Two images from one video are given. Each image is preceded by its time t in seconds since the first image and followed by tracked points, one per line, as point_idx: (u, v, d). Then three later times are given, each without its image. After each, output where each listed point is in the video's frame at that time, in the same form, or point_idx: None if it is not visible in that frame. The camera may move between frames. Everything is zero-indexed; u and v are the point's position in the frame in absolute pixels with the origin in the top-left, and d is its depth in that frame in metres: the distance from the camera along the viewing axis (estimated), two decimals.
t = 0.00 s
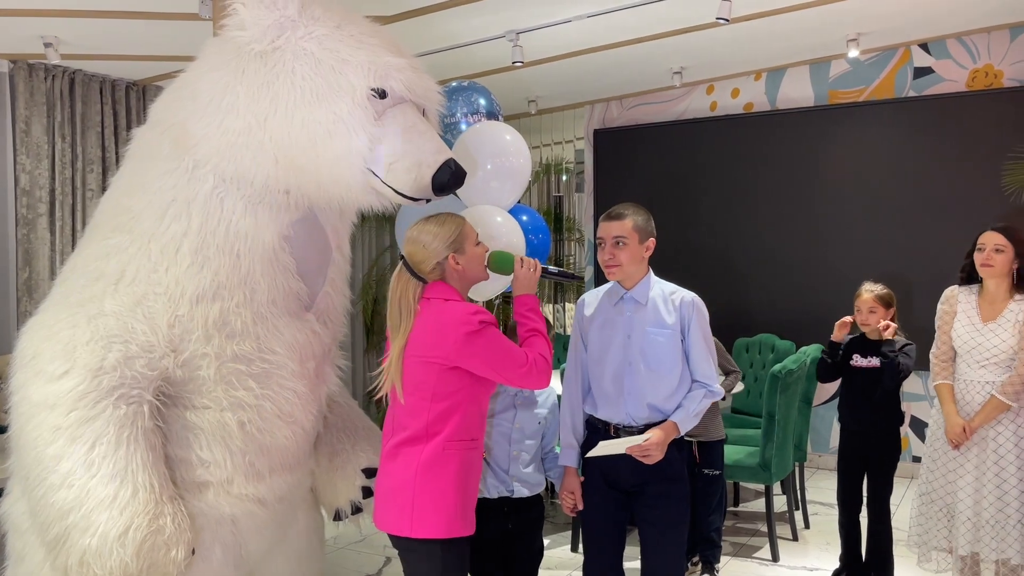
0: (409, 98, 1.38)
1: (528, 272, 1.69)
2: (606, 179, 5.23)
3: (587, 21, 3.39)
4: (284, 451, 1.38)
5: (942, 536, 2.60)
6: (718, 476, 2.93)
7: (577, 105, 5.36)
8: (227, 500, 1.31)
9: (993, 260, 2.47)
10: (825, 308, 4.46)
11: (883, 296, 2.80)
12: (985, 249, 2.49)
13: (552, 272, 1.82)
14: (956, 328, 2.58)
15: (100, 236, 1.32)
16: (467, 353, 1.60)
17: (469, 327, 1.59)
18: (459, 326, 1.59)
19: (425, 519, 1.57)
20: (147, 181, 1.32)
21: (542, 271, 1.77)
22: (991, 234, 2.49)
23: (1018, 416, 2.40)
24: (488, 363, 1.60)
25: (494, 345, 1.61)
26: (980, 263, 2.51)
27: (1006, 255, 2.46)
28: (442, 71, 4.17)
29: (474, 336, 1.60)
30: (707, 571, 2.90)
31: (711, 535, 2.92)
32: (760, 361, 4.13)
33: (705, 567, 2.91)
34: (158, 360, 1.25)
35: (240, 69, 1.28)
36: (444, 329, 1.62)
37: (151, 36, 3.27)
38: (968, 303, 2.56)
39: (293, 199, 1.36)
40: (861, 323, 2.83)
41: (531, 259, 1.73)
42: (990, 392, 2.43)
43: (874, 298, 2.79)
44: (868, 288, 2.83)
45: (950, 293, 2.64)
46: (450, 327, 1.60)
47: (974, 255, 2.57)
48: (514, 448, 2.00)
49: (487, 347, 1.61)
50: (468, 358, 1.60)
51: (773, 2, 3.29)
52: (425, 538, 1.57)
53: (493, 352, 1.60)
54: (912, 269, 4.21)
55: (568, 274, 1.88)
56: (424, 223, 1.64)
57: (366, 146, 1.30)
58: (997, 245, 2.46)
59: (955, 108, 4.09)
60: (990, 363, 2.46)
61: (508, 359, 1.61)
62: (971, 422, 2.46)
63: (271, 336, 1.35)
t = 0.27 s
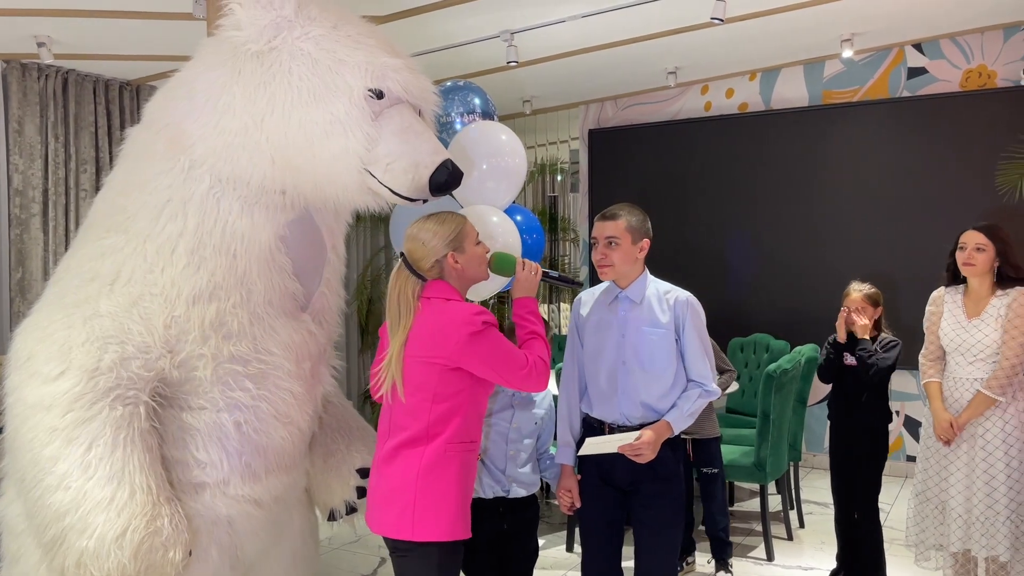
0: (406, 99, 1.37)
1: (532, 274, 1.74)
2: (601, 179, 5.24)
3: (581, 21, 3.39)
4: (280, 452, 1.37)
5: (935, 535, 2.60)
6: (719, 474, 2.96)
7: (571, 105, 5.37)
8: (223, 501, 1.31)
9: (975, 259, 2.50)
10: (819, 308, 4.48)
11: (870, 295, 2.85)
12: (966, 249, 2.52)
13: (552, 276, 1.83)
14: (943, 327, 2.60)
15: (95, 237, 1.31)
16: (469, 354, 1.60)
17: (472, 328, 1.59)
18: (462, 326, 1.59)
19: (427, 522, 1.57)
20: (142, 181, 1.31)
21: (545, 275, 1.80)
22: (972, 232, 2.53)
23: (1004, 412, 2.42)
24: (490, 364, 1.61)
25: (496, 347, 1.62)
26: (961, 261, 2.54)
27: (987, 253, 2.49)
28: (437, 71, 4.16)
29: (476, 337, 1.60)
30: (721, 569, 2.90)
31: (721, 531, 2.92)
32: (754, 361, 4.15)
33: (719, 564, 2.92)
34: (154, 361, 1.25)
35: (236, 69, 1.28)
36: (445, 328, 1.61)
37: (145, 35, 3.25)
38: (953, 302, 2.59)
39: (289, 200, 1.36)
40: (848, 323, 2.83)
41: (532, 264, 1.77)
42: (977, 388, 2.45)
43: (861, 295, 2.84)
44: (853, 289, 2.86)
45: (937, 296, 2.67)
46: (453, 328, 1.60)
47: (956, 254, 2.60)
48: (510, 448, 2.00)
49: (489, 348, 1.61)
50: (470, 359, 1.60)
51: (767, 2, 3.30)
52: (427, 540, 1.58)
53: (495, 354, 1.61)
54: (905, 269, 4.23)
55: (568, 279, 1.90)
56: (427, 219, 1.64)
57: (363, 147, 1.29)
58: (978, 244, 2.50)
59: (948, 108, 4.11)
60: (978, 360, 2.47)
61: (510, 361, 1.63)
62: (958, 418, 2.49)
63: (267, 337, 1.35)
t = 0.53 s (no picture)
0: (403, 100, 1.37)
1: (527, 272, 1.77)
2: (595, 178, 5.24)
3: (575, 21, 3.40)
4: (275, 453, 1.37)
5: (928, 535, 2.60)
6: (723, 473, 2.98)
7: (566, 105, 5.37)
8: (219, 502, 1.30)
9: (962, 260, 2.52)
10: (813, 307, 4.50)
11: (859, 295, 2.81)
12: (953, 249, 2.54)
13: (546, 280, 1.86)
14: (933, 328, 2.61)
15: (90, 237, 1.31)
16: (468, 353, 1.60)
17: (472, 327, 1.60)
18: (462, 325, 1.59)
19: (427, 522, 1.57)
20: (138, 182, 1.31)
21: (538, 276, 1.83)
22: (958, 234, 2.55)
23: (992, 410, 2.44)
24: (488, 364, 1.62)
25: (494, 345, 1.62)
26: (949, 262, 2.56)
27: (973, 254, 2.51)
28: (432, 71, 4.16)
29: (475, 336, 1.60)
30: (748, 564, 2.97)
31: (737, 528, 3.01)
32: (749, 360, 4.16)
33: (745, 560, 2.98)
34: (150, 362, 1.24)
35: (232, 70, 1.28)
36: (444, 328, 1.61)
37: (138, 35, 3.24)
38: (944, 303, 2.60)
39: (285, 200, 1.35)
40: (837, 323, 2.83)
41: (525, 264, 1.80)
42: (964, 386, 2.47)
43: (849, 297, 2.80)
44: (842, 289, 2.83)
45: (930, 297, 2.68)
46: (451, 327, 1.59)
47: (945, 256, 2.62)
48: (506, 447, 2.01)
49: (488, 348, 1.62)
50: (469, 358, 1.60)
51: (761, 3, 3.31)
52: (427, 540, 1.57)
53: (493, 353, 1.62)
54: (898, 268, 4.25)
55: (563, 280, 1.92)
56: (420, 221, 1.64)
57: (359, 148, 1.29)
58: (965, 245, 2.52)
59: (942, 108, 4.13)
60: (966, 358, 2.48)
61: (507, 360, 1.64)
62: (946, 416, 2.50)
63: (263, 338, 1.35)
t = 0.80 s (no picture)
0: (397, 100, 1.37)
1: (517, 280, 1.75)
2: (589, 178, 5.24)
3: (569, 21, 3.40)
4: (269, 453, 1.37)
5: (914, 533, 2.62)
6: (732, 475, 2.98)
7: (560, 105, 5.37)
8: (212, 502, 1.30)
9: (954, 262, 2.53)
10: (807, 307, 4.51)
11: (851, 294, 2.86)
12: (946, 252, 2.55)
13: (532, 289, 1.82)
14: (926, 326, 2.63)
15: (82, 236, 1.30)
16: (455, 355, 1.59)
17: (459, 330, 1.59)
18: (449, 328, 1.59)
19: (417, 524, 1.58)
20: (130, 181, 1.31)
21: (526, 287, 1.80)
22: (950, 237, 2.55)
23: (979, 409, 2.45)
24: (475, 368, 1.61)
25: (480, 348, 1.62)
26: (942, 264, 2.57)
27: (966, 256, 2.51)
28: (426, 70, 4.15)
29: (462, 338, 1.60)
30: (756, 566, 2.92)
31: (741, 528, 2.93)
32: (742, 360, 4.18)
33: (752, 562, 2.94)
34: (142, 362, 1.24)
35: (226, 69, 1.27)
36: (432, 329, 1.60)
37: (131, 34, 3.23)
38: (938, 303, 2.61)
39: (278, 200, 1.35)
40: (831, 322, 2.87)
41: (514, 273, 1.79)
42: (954, 385, 2.48)
43: (841, 295, 2.86)
44: (835, 288, 2.89)
45: (925, 297, 2.69)
46: (439, 329, 1.59)
47: (938, 258, 2.63)
48: (498, 447, 2.03)
49: (476, 352, 1.61)
50: (455, 361, 1.59)
51: (755, 3, 3.32)
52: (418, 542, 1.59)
53: (480, 356, 1.61)
54: (892, 268, 4.27)
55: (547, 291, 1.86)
56: (422, 215, 1.64)
57: (353, 148, 1.29)
58: (957, 247, 2.52)
59: (935, 108, 4.15)
60: (957, 357, 2.50)
61: (492, 364, 1.63)
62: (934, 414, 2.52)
63: (257, 338, 1.35)
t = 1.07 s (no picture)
0: (388, 100, 1.37)
1: (503, 285, 1.69)
2: (584, 178, 5.25)
3: (563, 21, 3.40)
4: (260, 453, 1.37)
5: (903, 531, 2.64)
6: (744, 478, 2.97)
7: (554, 105, 5.37)
8: (203, 502, 1.30)
9: (951, 264, 2.53)
10: (801, 307, 4.51)
11: (849, 293, 2.88)
12: (942, 253, 2.55)
13: (518, 295, 1.74)
14: (920, 323, 2.64)
15: (74, 237, 1.30)
16: (434, 357, 1.54)
17: (436, 332, 1.54)
18: (425, 330, 1.54)
19: (404, 528, 1.53)
20: (122, 181, 1.30)
21: (512, 292, 1.73)
22: (947, 238, 2.55)
23: (969, 409, 2.46)
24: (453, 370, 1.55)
25: (460, 350, 1.56)
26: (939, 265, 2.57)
27: (962, 257, 2.51)
28: (420, 70, 4.15)
29: (441, 339, 1.55)
30: (749, 566, 2.93)
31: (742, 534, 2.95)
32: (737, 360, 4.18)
33: (745, 562, 2.95)
34: (133, 362, 1.24)
35: (217, 69, 1.27)
36: (410, 331, 1.56)
37: (124, 34, 3.22)
38: (933, 302, 2.62)
39: (270, 200, 1.35)
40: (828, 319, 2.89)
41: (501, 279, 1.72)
42: (946, 383, 2.49)
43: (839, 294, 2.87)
44: (835, 286, 2.91)
45: (920, 296, 2.70)
46: (418, 329, 1.55)
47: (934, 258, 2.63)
48: (491, 447, 2.04)
49: (454, 353, 1.55)
50: (433, 363, 1.54)
51: (748, 3, 3.32)
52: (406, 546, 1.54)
53: (460, 358, 1.55)
54: (885, 269, 4.28)
55: (535, 299, 1.77)
56: (420, 211, 1.64)
57: (345, 148, 1.29)
58: (954, 248, 2.52)
59: (929, 109, 4.15)
60: (950, 356, 2.50)
61: (470, 367, 1.57)
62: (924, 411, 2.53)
63: (248, 338, 1.35)
